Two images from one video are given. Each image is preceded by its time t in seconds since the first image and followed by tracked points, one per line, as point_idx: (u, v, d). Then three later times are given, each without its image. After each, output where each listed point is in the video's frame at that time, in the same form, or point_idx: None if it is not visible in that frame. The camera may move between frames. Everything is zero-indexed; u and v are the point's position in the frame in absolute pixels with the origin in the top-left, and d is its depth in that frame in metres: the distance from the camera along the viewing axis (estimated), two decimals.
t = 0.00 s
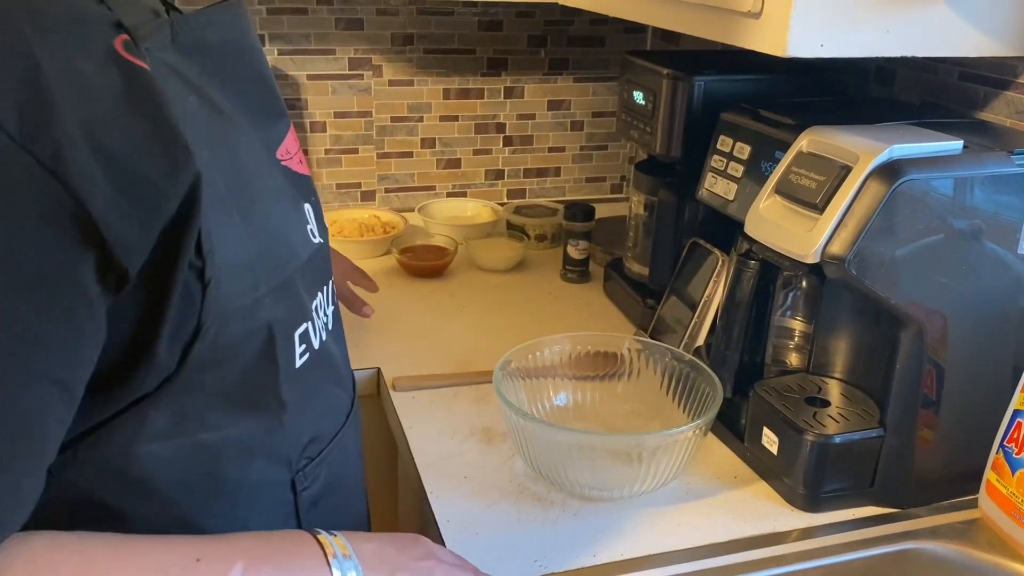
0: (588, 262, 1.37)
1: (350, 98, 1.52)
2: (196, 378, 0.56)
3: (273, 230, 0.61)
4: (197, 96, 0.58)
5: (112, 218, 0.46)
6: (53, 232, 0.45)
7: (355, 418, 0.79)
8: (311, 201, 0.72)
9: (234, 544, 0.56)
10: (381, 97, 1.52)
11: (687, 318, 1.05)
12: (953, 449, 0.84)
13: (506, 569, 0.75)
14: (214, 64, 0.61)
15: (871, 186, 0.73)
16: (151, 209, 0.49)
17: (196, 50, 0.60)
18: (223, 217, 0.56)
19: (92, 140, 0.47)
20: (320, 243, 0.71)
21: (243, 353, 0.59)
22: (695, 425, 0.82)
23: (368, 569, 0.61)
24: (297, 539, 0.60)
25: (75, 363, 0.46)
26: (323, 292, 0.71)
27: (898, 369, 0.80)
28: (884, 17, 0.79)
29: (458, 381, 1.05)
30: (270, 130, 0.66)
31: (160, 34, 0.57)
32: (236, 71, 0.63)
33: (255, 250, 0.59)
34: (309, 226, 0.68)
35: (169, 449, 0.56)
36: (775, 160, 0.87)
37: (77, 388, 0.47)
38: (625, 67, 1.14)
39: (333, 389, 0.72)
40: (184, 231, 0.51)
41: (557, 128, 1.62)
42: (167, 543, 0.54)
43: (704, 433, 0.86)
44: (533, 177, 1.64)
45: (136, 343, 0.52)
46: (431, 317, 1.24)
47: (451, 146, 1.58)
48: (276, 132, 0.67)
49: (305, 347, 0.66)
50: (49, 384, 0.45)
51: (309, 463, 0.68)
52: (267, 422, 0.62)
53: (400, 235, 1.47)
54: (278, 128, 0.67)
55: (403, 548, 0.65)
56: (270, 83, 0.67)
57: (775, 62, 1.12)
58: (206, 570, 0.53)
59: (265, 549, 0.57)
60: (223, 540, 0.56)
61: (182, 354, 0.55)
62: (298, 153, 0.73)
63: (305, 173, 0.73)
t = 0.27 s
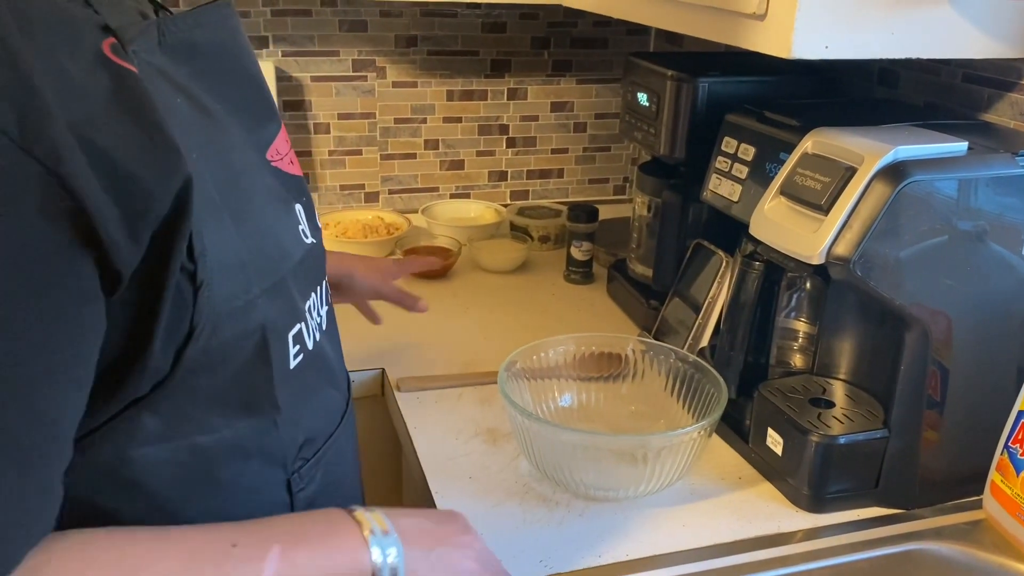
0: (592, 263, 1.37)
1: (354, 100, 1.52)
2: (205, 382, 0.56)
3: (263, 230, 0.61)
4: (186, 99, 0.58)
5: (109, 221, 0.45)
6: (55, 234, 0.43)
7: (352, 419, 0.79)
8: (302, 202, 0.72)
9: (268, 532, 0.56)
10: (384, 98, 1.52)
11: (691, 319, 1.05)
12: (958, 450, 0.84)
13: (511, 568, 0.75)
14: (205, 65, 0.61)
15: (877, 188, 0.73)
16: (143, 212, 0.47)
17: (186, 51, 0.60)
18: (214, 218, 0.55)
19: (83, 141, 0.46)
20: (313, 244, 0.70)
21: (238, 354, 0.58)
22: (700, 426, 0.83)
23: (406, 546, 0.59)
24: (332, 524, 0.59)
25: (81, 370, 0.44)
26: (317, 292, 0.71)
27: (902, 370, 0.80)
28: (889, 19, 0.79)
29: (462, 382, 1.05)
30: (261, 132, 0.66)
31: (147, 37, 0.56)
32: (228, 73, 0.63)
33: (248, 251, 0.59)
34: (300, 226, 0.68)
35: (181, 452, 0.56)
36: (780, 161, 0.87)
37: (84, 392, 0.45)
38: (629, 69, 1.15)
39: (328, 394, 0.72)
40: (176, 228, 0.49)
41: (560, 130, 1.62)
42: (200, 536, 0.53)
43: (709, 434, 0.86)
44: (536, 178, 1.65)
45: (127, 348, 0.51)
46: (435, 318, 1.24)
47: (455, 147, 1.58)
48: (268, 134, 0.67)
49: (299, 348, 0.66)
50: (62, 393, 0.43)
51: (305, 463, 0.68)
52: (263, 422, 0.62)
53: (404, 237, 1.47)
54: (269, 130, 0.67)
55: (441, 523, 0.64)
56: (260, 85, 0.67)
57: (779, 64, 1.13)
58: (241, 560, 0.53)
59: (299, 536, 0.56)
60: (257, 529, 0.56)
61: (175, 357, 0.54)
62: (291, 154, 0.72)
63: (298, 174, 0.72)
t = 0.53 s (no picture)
0: (593, 264, 1.37)
1: (356, 102, 1.52)
2: (219, 380, 0.55)
3: (267, 229, 0.58)
4: (184, 96, 0.56)
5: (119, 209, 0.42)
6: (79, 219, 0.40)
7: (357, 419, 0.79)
8: (308, 196, 0.68)
9: (298, 473, 0.54)
10: (386, 100, 1.52)
11: (692, 321, 1.05)
12: (960, 452, 0.84)
13: (514, 570, 0.76)
14: (208, 61, 0.59)
15: (878, 190, 0.74)
16: (141, 208, 0.44)
17: (183, 46, 0.57)
18: (214, 215, 0.52)
19: (89, 127, 0.43)
20: (319, 239, 0.67)
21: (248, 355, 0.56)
22: (701, 428, 0.83)
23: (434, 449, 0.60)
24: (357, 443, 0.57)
25: (103, 357, 0.42)
26: (325, 287, 0.67)
27: (903, 372, 0.80)
28: (891, 21, 0.79)
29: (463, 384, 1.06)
30: (263, 127, 0.63)
31: (144, 34, 0.55)
32: (229, 69, 0.61)
33: (250, 248, 0.56)
34: (304, 221, 0.65)
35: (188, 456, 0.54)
36: (781, 163, 0.88)
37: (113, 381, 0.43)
38: (630, 71, 1.15)
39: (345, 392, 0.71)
40: (181, 221, 0.47)
41: (562, 131, 1.62)
42: (232, 491, 0.52)
43: (711, 436, 0.86)
44: (537, 179, 1.65)
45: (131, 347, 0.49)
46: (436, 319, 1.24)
47: (456, 149, 1.59)
48: (270, 129, 0.64)
49: (305, 344, 0.62)
50: (94, 380, 0.42)
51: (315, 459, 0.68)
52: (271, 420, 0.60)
53: (405, 239, 1.48)
54: (271, 124, 0.64)
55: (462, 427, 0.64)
56: (261, 78, 0.64)
57: (780, 67, 1.13)
58: (281, 512, 0.52)
59: (327, 472, 0.55)
60: (284, 468, 0.54)
61: (182, 354, 0.52)
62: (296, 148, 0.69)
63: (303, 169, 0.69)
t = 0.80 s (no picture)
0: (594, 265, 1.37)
1: (358, 102, 1.52)
2: (233, 375, 0.54)
3: (283, 228, 0.57)
4: (200, 96, 0.55)
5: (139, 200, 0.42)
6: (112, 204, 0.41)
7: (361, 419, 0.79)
8: (327, 198, 0.67)
9: (339, 418, 0.53)
10: (387, 101, 1.53)
11: (693, 322, 1.05)
12: (961, 453, 0.84)
13: (515, 570, 0.76)
14: (226, 64, 0.58)
15: (879, 190, 0.74)
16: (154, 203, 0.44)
17: (198, 48, 0.57)
18: (231, 213, 0.52)
19: (106, 121, 0.43)
20: (338, 239, 0.66)
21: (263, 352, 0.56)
22: (703, 428, 0.83)
23: (464, 384, 0.60)
24: (392, 382, 0.57)
25: (149, 332, 0.43)
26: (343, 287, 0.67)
27: (904, 373, 0.80)
28: (892, 22, 0.79)
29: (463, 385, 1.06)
30: (281, 127, 0.63)
31: (162, 35, 0.54)
32: (251, 71, 0.60)
33: (266, 246, 0.55)
34: (323, 220, 0.64)
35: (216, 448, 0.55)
36: (783, 164, 0.88)
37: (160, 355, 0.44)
38: (631, 72, 1.15)
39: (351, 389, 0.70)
40: (199, 213, 0.47)
41: (563, 132, 1.62)
42: (275, 442, 0.50)
43: (712, 437, 0.86)
44: (539, 180, 1.65)
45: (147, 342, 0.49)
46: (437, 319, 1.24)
47: (458, 149, 1.59)
48: (287, 129, 0.63)
49: (322, 342, 0.62)
50: (141, 357, 0.42)
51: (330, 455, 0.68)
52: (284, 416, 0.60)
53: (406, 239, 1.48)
54: (290, 125, 0.64)
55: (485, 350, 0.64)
56: (279, 79, 0.63)
57: (782, 67, 1.13)
58: (329, 460, 0.51)
59: (367, 416, 0.54)
60: (322, 413, 0.53)
61: (198, 349, 0.51)
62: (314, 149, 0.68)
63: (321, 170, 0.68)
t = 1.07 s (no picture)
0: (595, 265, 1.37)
1: (358, 102, 1.52)
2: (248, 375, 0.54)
3: (309, 230, 0.57)
4: (232, 95, 0.54)
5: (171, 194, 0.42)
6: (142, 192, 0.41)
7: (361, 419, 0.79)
8: (352, 198, 0.67)
9: (367, 409, 0.54)
10: (388, 101, 1.52)
11: (694, 323, 1.05)
12: (962, 454, 0.84)
13: (515, 570, 0.76)
14: (257, 66, 0.58)
15: (880, 191, 0.73)
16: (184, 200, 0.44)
17: (231, 49, 0.56)
18: (261, 214, 0.52)
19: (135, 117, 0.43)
20: (362, 240, 0.66)
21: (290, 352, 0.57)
22: (703, 429, 0.83)
23: (484, 382, 0.63)
24: (417, 376, 0.59)
25: (182, 322, 0.43)
26: (366, 287, 0.67)
27: (905, 374, 0.80)
28: (892, 23, 0.79)
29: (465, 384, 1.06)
30: (308, 128, 0.62)
31: (194, 36, 0.53)
32: (279, 72, 0.60)
33: (294, 247, 0.55)
34: (348, 221, 0.64)
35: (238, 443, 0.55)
36: (784, 164, 0.88)
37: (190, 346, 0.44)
38: (632, 72, 1.15)
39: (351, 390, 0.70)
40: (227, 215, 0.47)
41: (564, 132, 1.62)
42: (307, 429, 0.51)
43: (712, 437, 0.86)
44: (539, 181, 1.65)
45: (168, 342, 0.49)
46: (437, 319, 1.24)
47: (459, 150, 1.59)
48: (315, 130, 0.63)
49: (345, 341, 0.63)
50: (177, 354, 0.42)
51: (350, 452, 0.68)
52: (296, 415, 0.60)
53: (406, 239, 1.48)
54: (317, 126, 0.63)
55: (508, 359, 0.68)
56: (307, 79, 0.63)
57: (782, 68, 1.13)
58: (359, 449, 0.51)
59: (392, 408, 0.55)
60: (349, 404, 0.54)
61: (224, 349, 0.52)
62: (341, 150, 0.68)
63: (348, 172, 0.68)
